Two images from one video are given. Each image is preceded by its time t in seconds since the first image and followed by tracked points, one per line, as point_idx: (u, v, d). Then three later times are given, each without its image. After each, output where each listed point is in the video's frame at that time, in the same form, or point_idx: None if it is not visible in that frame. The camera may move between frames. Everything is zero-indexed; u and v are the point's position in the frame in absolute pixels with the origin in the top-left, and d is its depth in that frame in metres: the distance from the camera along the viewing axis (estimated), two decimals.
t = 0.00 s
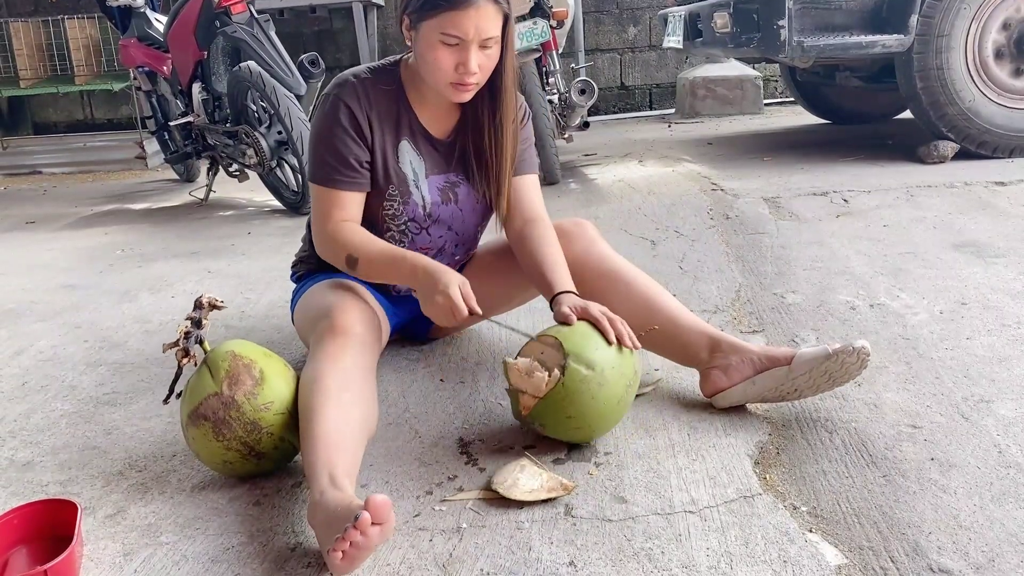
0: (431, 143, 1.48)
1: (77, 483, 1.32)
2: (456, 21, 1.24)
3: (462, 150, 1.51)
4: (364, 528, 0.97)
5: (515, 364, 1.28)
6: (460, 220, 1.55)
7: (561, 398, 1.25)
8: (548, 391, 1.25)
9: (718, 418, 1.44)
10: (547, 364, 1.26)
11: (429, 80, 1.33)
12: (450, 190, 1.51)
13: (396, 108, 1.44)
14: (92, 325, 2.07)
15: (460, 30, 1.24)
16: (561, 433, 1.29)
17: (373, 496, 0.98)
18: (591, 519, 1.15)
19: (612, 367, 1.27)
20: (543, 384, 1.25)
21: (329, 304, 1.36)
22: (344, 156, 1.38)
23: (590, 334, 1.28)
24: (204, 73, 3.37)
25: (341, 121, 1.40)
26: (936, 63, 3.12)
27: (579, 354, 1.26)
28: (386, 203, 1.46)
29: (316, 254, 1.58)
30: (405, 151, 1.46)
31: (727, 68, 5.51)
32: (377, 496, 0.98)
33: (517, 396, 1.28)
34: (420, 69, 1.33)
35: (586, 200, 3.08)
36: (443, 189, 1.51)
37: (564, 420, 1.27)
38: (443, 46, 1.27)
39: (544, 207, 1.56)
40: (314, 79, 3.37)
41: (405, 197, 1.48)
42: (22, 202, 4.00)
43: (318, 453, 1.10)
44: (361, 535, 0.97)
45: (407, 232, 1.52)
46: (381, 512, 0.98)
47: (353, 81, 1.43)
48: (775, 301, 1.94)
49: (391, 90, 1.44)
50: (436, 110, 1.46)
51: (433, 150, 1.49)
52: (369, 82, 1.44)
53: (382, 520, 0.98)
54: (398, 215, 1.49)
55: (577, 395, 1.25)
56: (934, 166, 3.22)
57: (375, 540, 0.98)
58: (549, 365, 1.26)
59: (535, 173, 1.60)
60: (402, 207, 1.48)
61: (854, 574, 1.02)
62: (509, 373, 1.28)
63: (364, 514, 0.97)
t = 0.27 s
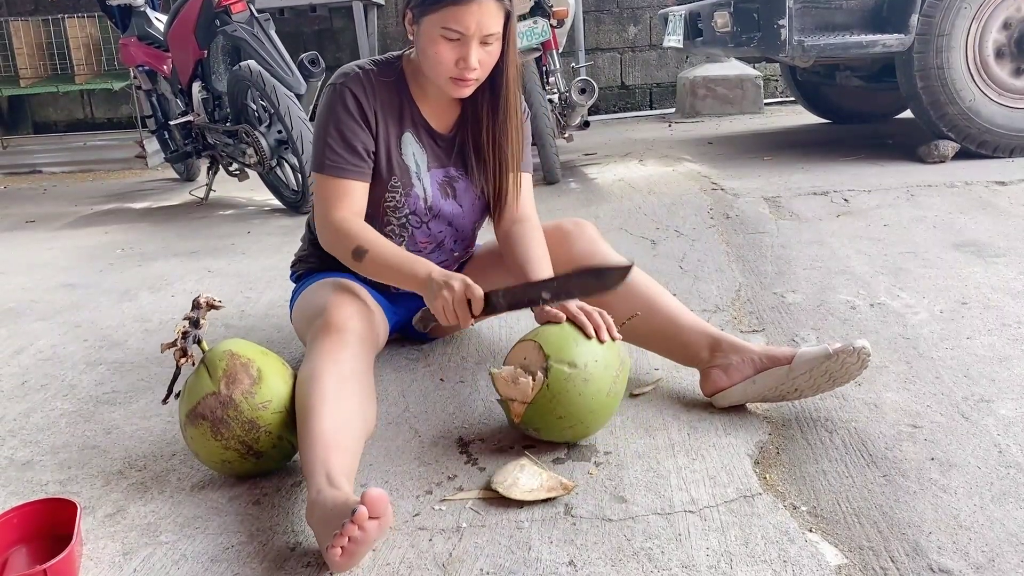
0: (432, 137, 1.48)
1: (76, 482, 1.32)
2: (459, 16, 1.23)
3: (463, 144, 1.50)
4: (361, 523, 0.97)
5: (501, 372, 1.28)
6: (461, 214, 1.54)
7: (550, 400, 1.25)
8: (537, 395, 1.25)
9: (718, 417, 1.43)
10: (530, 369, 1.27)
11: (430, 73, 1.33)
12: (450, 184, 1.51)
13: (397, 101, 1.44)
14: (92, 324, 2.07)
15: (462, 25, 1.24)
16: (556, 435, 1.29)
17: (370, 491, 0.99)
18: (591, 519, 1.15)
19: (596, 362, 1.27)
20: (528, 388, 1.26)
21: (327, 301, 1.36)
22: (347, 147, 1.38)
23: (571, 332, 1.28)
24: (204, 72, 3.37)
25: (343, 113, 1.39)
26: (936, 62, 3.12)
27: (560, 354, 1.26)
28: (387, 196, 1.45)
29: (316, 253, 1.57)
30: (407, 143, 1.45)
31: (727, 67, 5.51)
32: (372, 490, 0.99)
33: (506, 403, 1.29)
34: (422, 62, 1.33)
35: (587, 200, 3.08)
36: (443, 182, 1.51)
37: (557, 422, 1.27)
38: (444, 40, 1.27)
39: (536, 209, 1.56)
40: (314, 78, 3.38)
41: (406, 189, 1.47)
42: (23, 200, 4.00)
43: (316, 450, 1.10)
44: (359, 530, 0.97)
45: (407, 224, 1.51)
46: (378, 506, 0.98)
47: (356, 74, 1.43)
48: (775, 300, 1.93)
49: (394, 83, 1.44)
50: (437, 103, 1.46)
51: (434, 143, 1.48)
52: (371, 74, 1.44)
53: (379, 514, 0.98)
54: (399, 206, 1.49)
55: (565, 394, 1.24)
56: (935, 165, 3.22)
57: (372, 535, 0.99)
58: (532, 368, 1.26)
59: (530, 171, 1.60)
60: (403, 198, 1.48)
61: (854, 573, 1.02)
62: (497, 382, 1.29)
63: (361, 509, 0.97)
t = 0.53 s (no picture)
0: (436, 136, 1.48)
1: (76, 481, 1.32)
2: (463, 14, 1.23)
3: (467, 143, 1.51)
4: (359, 522, 0.97)
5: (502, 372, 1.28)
6: (465, 214, 1.54)
7: (551, 399, 1.25)
8: (538, 393, 1.25)
9: (719, 417, 1.43)
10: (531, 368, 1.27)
11: (433, 73, 1.33)
12: (454, 183, 1.51)
13: (402, 100, 1.44)
14: (92, 323, 2.07)
15: (466, 24, 1.24)
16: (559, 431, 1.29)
17: (367, 490, 0.98)
18: (592, 518, 1.15)
19: (596, 359, 1.26)
20: (529, 387, 1.26)
21: (329, 300, 1.36)
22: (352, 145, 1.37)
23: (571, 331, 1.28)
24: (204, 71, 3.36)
25: (347, 113, 1.39)
26: (937, 62, 3.11)
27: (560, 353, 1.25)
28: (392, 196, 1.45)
29: (318, 251, 1.57)
30: (411, 142, 1.45)
31: (727, 67, 5.51)
32: (370, 490, 0.98)
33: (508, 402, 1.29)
34: (425, 62, 1.33)
35: (587, 199, 3.08)
36: (447, 181, 1.50)
37: (559, 420, 1.27)
38: (447, 38, 1.27)
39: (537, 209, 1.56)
40: (314, 77, 3.38)
41: (411, 187, 1.47)
42: (23, 199, 4.00)
43: (317, 450, 1.10)
44: (356, 530, 0.97)
45: (412, 224, 1.51)
46: (375, 506, 0.98)
47: (361, 74, 1.43)
48: (776, 300, 1.93)
49: (398, 83, 1.44)
50: (442, 102, 1.45)
51: (438, 142, 1.48)
52: (376, 73, 1.44)
53: (377, 513, 0.98)
54: (404, 206, 1.48)
55: (566, 393, 1.24)
56: (936, 165, 3.22)
57: (370, 534, 0.98)
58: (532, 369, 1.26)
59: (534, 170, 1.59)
60: (408, 197, 1.47)
61: (855, 573, 1.02)
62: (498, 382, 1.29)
63: (358, 508, 0.97)
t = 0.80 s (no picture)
0: (437, 132, 1.48)
1: (77, 481, 1.32)
2: (466, 25, 1.23)
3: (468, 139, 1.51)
4: (353, 523, 0.97)
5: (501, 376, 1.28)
6: (464, 210, 1.54)
7: (551, 401, 1.25)
8: (538, 395, 1.25)
9: (719, 416, 1.43)
10: (529, 371, 1.27)
11: (434, 78, 1.33)
12: (454, 178, 1.51)
13: (403, 96, 1.44)
14: (92, 322, 2.07)
15: (470, 34, 1.24)
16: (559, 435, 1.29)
17: (361, 491, 0.98)
18: (592, 518, 1.15)
19: (594, 360, 1.26)
20: (528, 390, 1.26)
21: (324, 299, 1.35)
22: (354, 138, 1.37)
23: (566, 333, 1.28)
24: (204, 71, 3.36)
25: (350, 106, 1.39)
26: (937, 62, 3.11)
27: (557, 355, 1.25)
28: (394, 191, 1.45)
29: (318, 250, 1.57)
30: (412, 138, 1.45)
31: (727, 67, 5.51)
32: (364, 490, 0.98)
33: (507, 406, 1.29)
34: (427, 69, 1.33)
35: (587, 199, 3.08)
36: (448, 177, 1.51)
37: (559, 423, 1.27)
38: (450, 49, 1.27)
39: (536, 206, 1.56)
40: (315, 77, 3.38)
41: (412, 181, 1.47)
42: (23, 199, 4.00)
43: (314, 449, 1.10)
44: (351, 530, 0.97)
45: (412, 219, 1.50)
46: (369, 506, 0.98)
47: (361, 70, 1.43)
48: (776, 300, 1.93)
49: (399, 80, 1.44)
50: (443, 101, 1.46)
51: (439, 139, 1.49)
52: (377, 70, 1.44)
53: (371, 513, 0.98)
54: (404, 201, 1.48)
55: (566, 393, 1.24)
56: (936, 165, 3.22)
57: (365, 534, 0.98)
58: (530, 372, 1.27)
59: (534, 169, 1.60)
60: (409, 191, 1.47)
61: (855, 573, 1.02)
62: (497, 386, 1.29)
63: (352, 509, 0.97)
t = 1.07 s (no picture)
0: (438, 135, 1.48)
1: (77, 480, 1.33)
2: (465, 17, 1.24)
3: (469, 142, 1.50)
4: (346, 520, 0.97)
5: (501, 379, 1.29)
6: (465, 212, 1.55)
7: (551, 406, 1.25)
8: (539, 401, 1.26)
9: (719, 416, 1.43)
10: (529, 376, 1.27)
11: (434, 74, 1.33)
12: (455, 181, 1.51)
13: (404, 100, 1.44)
14: (92, 322, 2.07)
15: (468, 27, 1.24)
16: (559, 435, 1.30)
17: (354, 489, 0.98)
18: (592, 518, 1.15)
19: (594, 364, 1.26)
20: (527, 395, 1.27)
21: (324, 296, 1.36)
22: (355, 147, 1.37)
23: (566, 337, 1.27)
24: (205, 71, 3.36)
25: (352, 113, 1.39)
26: (937, 62, 3.11)
27: (557, 361, 1.25)
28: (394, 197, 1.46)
29: (318, 250, 1.58)
30: (414, 143, 1.45)
31: (728, 67, 5.51)
32: (357, 487, 0.98)
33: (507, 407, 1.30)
34: (427, 65, 1.33)
35: (587, 199, 3.08)
36: (449, 180, 1.51)
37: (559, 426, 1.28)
38: (449, 42, 1.27)
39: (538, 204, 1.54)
40: (315, 77, 3.38)
41: (413, 187, 1.47)
42: (23, 198, 4.00)
43: (312, 447, 1.10)
44: (344, 528, 0.97)
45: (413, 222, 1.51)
46: (363, 504, 0.98)
47: (363, 74, 1.43)
48: (776, 300, 1.93)
49: (401, 83, 1.44)
50: (444, 103, 1.45)
51: (440, 142, 1.48)
52: (379, 74, 1.44)
53: (365, 511, 0.98)
54: (405, 205, 1.49)
55: (566, 398, 1.25)
56: (936, 165, 3.22)
57: (359, 531, 0.98)
58: (529, 377, 1.27)
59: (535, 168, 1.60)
60: (410, 197, 1.48)
61: (855, 573, 1.02)
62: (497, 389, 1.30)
63: (345, 506, 0.97)
